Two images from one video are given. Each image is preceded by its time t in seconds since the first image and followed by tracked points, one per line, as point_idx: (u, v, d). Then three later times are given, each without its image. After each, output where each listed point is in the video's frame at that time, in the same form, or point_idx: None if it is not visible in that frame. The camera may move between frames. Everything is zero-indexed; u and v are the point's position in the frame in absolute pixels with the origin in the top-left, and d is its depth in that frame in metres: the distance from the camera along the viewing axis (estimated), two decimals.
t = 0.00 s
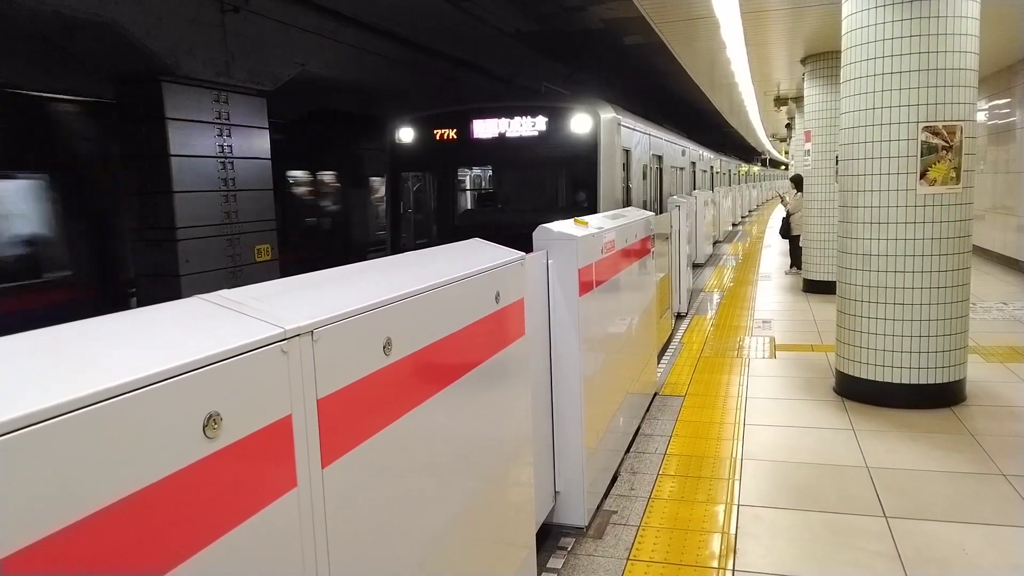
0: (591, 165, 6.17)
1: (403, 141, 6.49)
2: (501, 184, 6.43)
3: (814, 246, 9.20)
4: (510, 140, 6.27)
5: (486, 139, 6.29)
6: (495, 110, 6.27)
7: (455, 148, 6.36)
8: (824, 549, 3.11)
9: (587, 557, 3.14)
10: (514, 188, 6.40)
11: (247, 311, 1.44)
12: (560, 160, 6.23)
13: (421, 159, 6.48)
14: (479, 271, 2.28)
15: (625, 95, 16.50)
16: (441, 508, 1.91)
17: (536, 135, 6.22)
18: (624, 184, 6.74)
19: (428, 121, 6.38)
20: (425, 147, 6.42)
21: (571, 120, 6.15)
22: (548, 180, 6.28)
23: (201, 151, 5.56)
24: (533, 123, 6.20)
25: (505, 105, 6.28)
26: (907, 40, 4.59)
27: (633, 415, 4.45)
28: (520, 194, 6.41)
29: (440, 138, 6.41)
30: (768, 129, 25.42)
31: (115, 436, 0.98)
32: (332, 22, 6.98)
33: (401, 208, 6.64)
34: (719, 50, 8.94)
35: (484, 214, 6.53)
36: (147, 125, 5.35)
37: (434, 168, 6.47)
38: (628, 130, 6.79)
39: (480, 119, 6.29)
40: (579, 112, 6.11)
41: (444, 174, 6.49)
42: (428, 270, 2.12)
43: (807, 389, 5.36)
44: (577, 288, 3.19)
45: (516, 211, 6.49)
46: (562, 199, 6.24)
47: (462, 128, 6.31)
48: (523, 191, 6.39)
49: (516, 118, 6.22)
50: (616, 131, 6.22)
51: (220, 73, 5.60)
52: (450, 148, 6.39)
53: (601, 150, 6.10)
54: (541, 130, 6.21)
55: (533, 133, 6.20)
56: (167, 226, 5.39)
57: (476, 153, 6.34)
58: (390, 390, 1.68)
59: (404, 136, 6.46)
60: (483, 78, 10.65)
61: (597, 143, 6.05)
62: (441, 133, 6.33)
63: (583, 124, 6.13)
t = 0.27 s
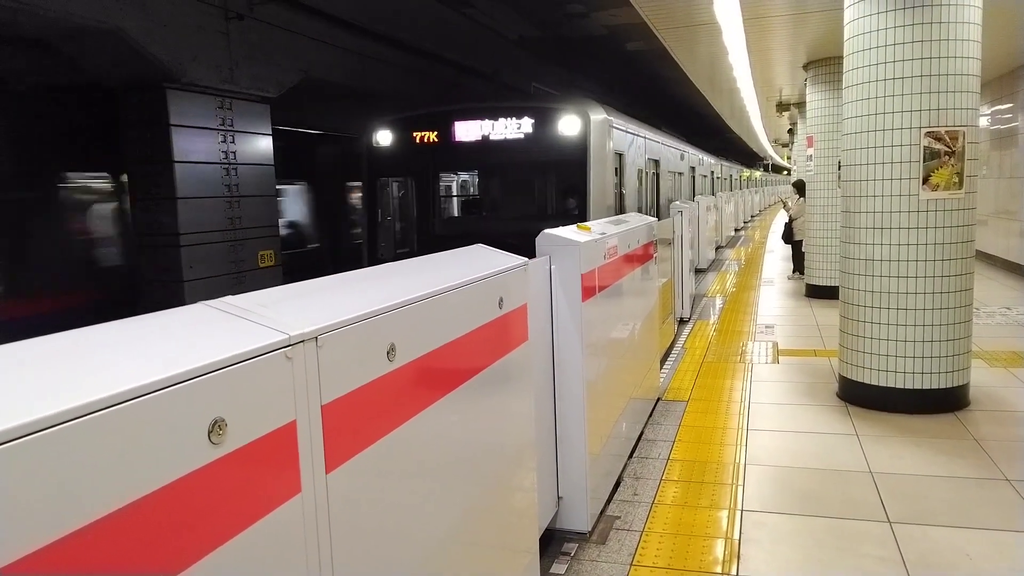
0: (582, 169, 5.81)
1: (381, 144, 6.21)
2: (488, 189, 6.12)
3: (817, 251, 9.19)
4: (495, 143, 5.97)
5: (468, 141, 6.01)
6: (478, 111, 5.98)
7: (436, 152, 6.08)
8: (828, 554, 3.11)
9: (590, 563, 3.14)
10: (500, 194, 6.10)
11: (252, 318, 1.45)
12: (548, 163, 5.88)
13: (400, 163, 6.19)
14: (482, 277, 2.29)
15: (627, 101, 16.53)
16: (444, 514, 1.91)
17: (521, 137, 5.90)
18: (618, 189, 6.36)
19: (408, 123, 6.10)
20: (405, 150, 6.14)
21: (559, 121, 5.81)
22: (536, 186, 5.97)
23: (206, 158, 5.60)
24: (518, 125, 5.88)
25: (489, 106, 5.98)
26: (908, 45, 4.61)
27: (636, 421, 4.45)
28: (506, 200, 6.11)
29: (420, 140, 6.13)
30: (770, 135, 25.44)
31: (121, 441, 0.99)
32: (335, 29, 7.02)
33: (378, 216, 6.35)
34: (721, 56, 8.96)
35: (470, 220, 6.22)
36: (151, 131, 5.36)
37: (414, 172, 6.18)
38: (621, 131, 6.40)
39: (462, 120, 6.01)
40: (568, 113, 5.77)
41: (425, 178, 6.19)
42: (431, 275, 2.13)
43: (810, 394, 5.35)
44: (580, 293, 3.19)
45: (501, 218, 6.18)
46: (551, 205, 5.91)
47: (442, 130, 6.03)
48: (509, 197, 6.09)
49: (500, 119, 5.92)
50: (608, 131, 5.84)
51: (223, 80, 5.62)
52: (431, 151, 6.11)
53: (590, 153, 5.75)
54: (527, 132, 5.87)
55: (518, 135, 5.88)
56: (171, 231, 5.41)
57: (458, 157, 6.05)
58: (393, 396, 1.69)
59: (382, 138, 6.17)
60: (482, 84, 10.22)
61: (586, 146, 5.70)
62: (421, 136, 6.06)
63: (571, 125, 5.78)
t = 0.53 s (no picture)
0: (570, 170, 5.42)
1: (357, 144, 5.82)
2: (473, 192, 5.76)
3: (818, 252, 9.20)
4: (477, 143, 5.61)
5: (449, 140, 5.65)
6: (459, 108, 5.61)
7: (416, 152, 5.74)
8: (830, 554, 3.12)
9: (593, 563, 3.15)
10: (484, 196, 5.73)
11: (257, 319, 1.46)
12: (536, 164, 5.50)
13: (378, 164, 5.84)
14: (485, 279, 2.30)
15: (628, 102, 16.55)
16: (447, 514, 1.92)
17: (506, 136, 5.52)
18: (608, 191, 5.94)
19: (386, 121, 5.74)
20: (383, 151, 5.80)
21: (545, 119, 5.41)
22: (523, 187, 5.59)
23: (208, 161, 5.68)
24: (502, 122, 5.50)
25: (471, 102, 5.61)
26: (909, 46, 4.62)
27: (638, 421, 4.46)
28: (491, 202, 5.73)
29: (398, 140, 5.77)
30: (771, 135, 25.46)
31: (129, 441, 1.01)
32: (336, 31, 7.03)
33: (356, 220, 6.01)
34: (723, 58, 8.97)
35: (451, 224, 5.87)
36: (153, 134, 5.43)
37: (393, 174, 5.83)
38: (611, 129, 5.93)
39: (442, 118, 5.64)
40: (554, 109, 5.37)
41: (405, 180, 5.84)
42: (435, 277, 2.14)
43: (812, 395, 5.36)
44: (583, 294, 3.20)
45: (486, 221, 5.79)
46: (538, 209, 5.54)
47: (422, 129, 5.69)
48: (494, 199, 5.71)
49: (484, 117, 5.56)
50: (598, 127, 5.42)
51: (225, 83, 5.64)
52: (410, 151, 5.76)
53: (579, 152, 5.35)
54: (512, 129, 5.49)
55: (502, 134, 5.50)
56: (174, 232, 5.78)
57: (439, 157, 5.70)
58: (396, 396, 1.70)
59: (358, 138, 5.81)
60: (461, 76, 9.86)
61: (575, 144, 5.31)
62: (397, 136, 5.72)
63: (558, 122, 5.39)
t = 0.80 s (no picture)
0: (561, 169, 5.05)
1: (335, 142, 5.46)
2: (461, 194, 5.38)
3: (823, 253, 9.17)
4: (461, 140, 5.22)
5: (433, 137, 5.26)
6: (442, 103, 5.23)
7: (397, 150, 5.34)
8: (834, 556, 3.10)
9: (596, 565, 3.14)
10: (472, 197, 5.35)
11: (261, 320, 1.46)
12: (525, 163, 5.12)
13: (357, 164, 5.46)
14: (489, 279, 2.30)
15: (632, 103, 16.55)
16: (450, 516, 1.91)
17: (492, 132, 5.13)
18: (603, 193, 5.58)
19: (365, 117, 5.37)
20: (361, 149, 5.42)
21: (534, 115, 5.04)
22: (512, 188, 5.22)
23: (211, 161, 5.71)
24: (488, 118, 5.11)
25: (455, 97, 5.23)
26: (915, 46, 4.60)
27: (642, 422, 4.45)
28: (479, 204, 5.34)
29: (378, 138, 5.40)
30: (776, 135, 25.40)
31: (134, 443, 1.01)
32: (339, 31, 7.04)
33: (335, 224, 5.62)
34: (726, 58, 8.95)
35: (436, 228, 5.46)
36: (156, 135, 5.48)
37: (373, 174, 5.43)
38: (604, 127, 5.52)
39: (425, 113, 5.25)
40: (543, 104, 5.00)
41: (386, 180, 5.44)
42: (439, 277, 2.14)
43: (816, 396, 5.35)
44: (586, 295, 3.19)
45: (474, 224, 5.39)
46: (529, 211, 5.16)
47: (402, 126, 5.30)
48: (482, 201, 5.33)
49: (468, 112, 5.17)
50: (589, 123, 5.08)
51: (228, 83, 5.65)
52: (392, 149, 5.36)
53: (570, 150, 4.98)
54: (498, 125, 5.11)
55: (488, 130, 5.12)
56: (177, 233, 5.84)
57: (422, 156, 5.30)
58: (400, 398, 1.70)
59: (336, 135, 5.43)
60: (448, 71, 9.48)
61: (566, 141, 4.95)
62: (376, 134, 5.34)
63: (547, 118, 5.02)
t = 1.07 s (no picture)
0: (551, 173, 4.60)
1: (309, 143, 5.05)
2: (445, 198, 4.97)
3: (822, 256, 9.18)
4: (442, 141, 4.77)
5: (411, 138, 4.81)
6: (422, 101, 4.78)
7: (374, 151, 4.91)
8: (834, 560, 3.10)
9: (596, 568, 3.14)
10: (456, 200, 4.94)
11: (262, 323, 1.46)
12: (511, 166, 4.69)
13: (332, 165, 5.04)
14: (489, 283, 2.30)
15: (632, 106, 16.58)
16: (450, 519, 1.91)
17: (474, 133, 4.68)
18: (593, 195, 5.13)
19: (340, 116, 4.95)
20: (337, 151, 5.01)
21: (519, 114, 4.60)
22: (498, 191, 4.80)
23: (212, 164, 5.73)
24: (470, 118, 4.66)
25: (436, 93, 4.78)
26: (914, 50, 4.61)
27: (641, 425, 4.45)
28: (463, 208, 4.93)
29: (354, 138, 4.97)
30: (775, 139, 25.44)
31: (133, 445, 1.00)
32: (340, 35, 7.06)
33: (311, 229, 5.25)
34: (726, 62, 8.98)
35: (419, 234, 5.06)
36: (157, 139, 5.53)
37: (349, 176, 5.02)
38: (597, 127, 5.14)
39: (404, 112, 4.81)
40: (529, 103, 4.57)
41: (364, 184, 5.03)
42: (440, 281, 2.14)
43: (816, 400, 5.34)
44: (586, 299, 3.20)
45: (458, 230, 4.98)
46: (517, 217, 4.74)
47: (378, 126, 4.87)
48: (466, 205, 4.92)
49: (449, 110, 4.72)
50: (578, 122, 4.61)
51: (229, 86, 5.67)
52: (368, 150, 4.94)
53: (558, 152, 4.53)
54: (481, 125, 4.65)
55: (469, 130, 4.67)
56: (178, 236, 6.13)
57: (401, 158, 4.88)
58: (401, 400, 1.70)
59: (310, 135, 5.02)
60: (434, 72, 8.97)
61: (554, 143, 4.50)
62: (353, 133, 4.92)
63: (534, 118, 4.57)
